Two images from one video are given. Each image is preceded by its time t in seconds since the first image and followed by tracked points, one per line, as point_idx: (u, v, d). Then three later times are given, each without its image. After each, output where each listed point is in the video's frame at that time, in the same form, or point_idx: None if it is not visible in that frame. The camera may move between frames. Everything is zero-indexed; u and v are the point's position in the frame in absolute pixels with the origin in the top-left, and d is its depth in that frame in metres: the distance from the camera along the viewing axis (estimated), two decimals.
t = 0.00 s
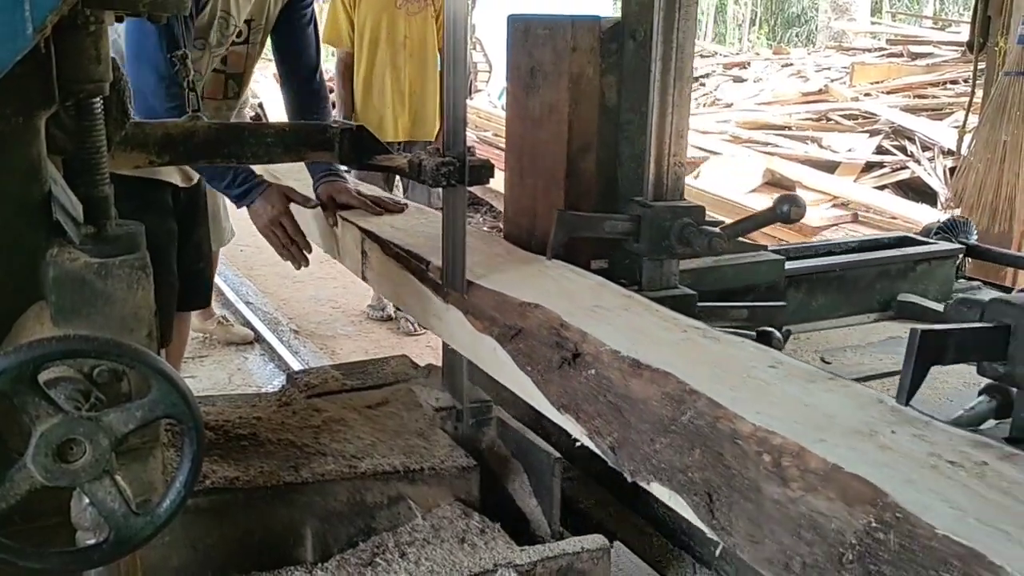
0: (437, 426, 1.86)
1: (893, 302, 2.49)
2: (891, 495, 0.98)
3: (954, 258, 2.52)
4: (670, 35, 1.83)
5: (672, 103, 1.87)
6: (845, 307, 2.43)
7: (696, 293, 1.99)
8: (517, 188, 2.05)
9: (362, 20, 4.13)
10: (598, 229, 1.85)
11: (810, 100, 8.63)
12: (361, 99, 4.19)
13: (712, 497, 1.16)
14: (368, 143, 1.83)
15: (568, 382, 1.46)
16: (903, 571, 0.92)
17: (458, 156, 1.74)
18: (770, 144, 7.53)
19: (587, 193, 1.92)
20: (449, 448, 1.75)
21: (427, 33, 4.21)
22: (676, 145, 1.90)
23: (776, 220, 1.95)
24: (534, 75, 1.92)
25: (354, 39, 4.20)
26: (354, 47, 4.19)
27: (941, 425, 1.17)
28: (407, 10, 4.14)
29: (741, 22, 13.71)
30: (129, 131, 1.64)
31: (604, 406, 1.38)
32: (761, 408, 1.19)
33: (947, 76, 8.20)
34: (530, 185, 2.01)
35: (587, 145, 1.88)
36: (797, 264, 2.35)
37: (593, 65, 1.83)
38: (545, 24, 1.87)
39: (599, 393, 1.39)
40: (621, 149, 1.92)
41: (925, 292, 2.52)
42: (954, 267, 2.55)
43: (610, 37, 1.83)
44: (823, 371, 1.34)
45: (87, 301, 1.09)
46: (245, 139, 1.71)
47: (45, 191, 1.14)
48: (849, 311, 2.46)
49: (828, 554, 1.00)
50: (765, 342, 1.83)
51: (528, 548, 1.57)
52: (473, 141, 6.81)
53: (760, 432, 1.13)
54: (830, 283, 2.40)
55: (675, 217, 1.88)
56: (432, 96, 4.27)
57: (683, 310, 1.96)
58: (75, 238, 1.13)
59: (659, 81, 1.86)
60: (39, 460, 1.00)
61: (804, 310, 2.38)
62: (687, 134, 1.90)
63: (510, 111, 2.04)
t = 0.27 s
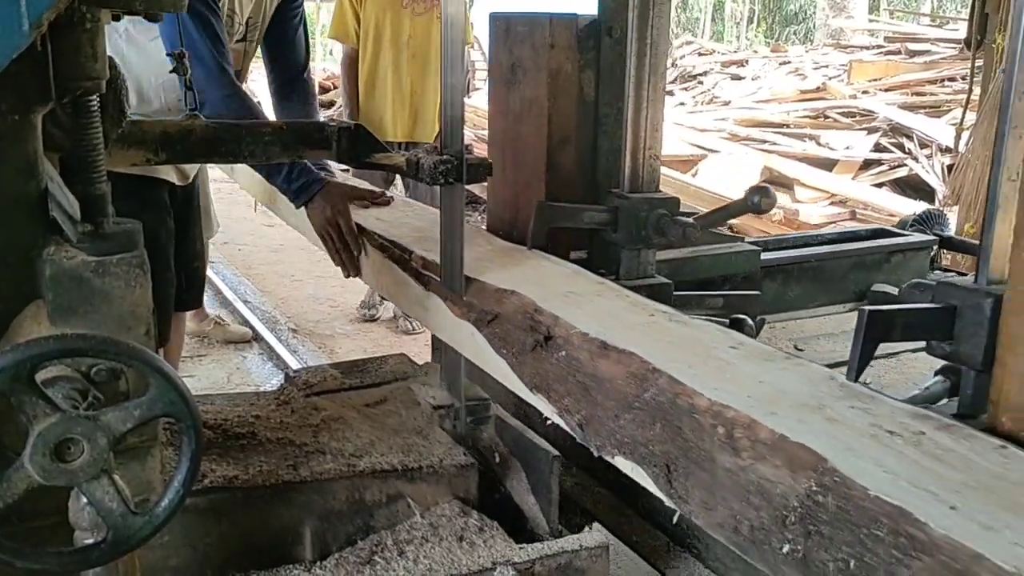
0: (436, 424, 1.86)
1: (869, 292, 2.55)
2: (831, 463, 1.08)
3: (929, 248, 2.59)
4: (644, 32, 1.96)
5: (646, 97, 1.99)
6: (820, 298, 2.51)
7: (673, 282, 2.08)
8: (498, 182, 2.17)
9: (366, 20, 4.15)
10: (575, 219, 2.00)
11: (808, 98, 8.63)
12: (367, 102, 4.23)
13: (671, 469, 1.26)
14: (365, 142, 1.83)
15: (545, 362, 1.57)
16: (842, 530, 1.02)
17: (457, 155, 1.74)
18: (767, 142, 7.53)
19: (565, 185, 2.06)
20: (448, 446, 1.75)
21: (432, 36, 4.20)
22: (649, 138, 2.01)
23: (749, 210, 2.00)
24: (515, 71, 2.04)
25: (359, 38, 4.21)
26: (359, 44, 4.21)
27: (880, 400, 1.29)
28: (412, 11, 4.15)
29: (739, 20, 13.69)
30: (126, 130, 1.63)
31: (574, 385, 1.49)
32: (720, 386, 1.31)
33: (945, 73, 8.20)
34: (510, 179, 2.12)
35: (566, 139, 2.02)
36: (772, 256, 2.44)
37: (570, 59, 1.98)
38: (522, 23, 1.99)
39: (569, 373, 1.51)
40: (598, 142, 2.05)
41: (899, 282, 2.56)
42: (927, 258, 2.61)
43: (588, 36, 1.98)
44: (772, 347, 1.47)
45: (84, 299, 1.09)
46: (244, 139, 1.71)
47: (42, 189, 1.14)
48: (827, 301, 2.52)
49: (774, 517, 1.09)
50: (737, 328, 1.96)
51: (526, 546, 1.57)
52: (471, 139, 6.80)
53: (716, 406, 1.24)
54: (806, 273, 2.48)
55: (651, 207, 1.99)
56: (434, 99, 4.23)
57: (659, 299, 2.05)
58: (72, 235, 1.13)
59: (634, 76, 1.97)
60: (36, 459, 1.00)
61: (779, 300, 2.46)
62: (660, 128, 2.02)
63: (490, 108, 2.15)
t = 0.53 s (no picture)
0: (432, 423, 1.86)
1: (845, 283, 2.84)
2: (776, 434, 1.15)
3: (901, 242, 2.89)
4: (619, 30, 2.12)
5: (621, 94, 2.15)
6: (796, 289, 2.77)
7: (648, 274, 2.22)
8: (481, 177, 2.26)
9: (366, 19, 4.17)
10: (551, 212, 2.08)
11: (804, 97, 8.65)
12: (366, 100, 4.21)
13: (632, 445, 1.33)
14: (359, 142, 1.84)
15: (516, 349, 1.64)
16: (785, 496, 1.09)
17: (452, 154, 1.74)
18: (764, 141, 7.54)
19: (544, 179, 2.15)
20: (444, 445, 1.75)
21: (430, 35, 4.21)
22: (626, 134, 2.17)
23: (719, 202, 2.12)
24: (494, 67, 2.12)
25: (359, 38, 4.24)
26: (358, 43, 4.26)
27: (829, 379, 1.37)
28: (412, 10, 4.17)
29: (737, 20, 13.69)
30: (121, 129, 1.63)
31: (544, 367, 1.56)
32: (684, 367, 1.38)
33: (941, 72, 8.22)
34: (493, 174, 2.20)
35: (544, 135, 2.10)
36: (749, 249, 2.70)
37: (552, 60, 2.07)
38: (501, 21, 2.07)
39: (539, 357, 1.58)
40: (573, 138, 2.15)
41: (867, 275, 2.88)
42: (896, 253, 2.90)
43: (565, 36, 2.08)
44: (760, 341, 1.52)
45: (78, 299, 1.09)
46: (237, 135, 1.70)
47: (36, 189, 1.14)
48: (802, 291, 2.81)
49: (724, 486, 1.17)
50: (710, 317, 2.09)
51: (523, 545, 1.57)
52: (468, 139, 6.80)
53: (674, 385, 1.32)
54: (782, 266, 2.76)
55: (625, 201, 2.12)
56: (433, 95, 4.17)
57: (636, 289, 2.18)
58: (67, 235, 1.13)
59: (610, 75, 2.13)
60: (31, 460, 1.00)
61: (756, 290, 2.73)
62: (635, 125, 2.18)
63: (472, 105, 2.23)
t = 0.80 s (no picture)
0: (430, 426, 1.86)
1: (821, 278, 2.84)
2: (730, 412, 1.19)
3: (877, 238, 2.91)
4: (596, 31, 2.14)
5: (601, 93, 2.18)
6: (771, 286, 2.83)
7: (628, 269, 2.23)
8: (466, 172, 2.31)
9: (359, 23, 4.17)
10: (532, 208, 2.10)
11: (803, 98, 8.65)
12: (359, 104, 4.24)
13: (599, 425, 1.40)
14: (356, 144, 1.83)
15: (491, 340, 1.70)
16: (734, 471, 1.14)
17: (449, 155, 1.74)
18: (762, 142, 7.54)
19: (524, 175, 2.18)
20: (441, 447, 1.75)
21: (426, 36, 4.19)
22: (603, 132, 2.21)
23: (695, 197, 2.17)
24: (478, 68, 2.19)
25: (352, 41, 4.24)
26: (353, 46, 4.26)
27: (786, 362, 1.39)
28: (405, 11, 4.14)
29: (735, 21, 13.70)
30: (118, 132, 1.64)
31: (518, 354, 1.61)
32: (634, 348, 1.42)
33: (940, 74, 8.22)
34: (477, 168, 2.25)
35: (524, 133, 2.15)
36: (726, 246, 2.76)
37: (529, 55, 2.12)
38: (488, 23, 2.14)
39: (515, 344, 1.63)
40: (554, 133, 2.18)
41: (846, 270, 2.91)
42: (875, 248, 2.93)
43: (546, 34, 2.12)
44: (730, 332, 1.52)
45: (75, 303, 1.09)
46: (235, 137, 1.71)
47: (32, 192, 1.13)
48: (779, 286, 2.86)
49: (681, 462, 1.22)
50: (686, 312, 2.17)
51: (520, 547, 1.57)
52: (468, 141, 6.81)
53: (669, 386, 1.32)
54: (759, 263, 2.81)
55: (604, 197, 2.15)
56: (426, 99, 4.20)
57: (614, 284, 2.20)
58: (63, 239, 1.13)
59: (588, 71, 2.15)
60: (28, 463, 1.00)
61: (734, 286, 2.79)
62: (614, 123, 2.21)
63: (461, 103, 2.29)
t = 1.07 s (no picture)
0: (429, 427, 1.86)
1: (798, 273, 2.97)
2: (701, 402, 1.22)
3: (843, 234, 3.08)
4: (576, 30, 2.20)
5: (581, 92, 2.26)
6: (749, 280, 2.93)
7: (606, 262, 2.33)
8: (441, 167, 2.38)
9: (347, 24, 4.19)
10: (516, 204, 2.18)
11: (802, 99, 8.66)
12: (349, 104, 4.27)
13: (567, 408, 1.47)
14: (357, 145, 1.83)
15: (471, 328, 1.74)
16: (689, 447, 1.22)
17: (448, 156, 1.74)
18: (761, 143, 7.54)
19: (505, 170, 2.27)
20: (440, 449, 1.75)
21: (412, 34, 4.24)
22: (584, 130, 2.28)
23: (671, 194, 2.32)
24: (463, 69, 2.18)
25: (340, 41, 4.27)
26: (340, 48, 4.25)
27: (745, 347, 1.47)
28: (393, 11, 4.18)
29: (735, 22, 13.70)
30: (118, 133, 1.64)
31: (495, 342, 1.66)
32: (606, 333, 1.48)
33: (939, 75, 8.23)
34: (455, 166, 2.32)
35: (508, 131, 2.24)
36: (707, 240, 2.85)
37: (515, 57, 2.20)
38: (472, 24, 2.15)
39: (491, 332, 1.68)
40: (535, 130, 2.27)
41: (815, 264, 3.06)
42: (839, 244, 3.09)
43: (529, 34, 2.21)
44: (699, 321, 1.58)
45: (76, 305, 1.09)
46: (234, 138, 1.71)
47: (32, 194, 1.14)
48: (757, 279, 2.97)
49: (641, 441, 1.30)
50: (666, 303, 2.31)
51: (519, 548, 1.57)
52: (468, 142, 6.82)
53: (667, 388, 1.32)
54: (739, 257, 2.91)
55: (586, 191, 2.22)
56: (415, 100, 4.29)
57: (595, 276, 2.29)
58: (63, 240, 1.13)
59: (569, 71, 2.22)
60: (28, 463, 1.00)
61: (714, 280, 2.88)
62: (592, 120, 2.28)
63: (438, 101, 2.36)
